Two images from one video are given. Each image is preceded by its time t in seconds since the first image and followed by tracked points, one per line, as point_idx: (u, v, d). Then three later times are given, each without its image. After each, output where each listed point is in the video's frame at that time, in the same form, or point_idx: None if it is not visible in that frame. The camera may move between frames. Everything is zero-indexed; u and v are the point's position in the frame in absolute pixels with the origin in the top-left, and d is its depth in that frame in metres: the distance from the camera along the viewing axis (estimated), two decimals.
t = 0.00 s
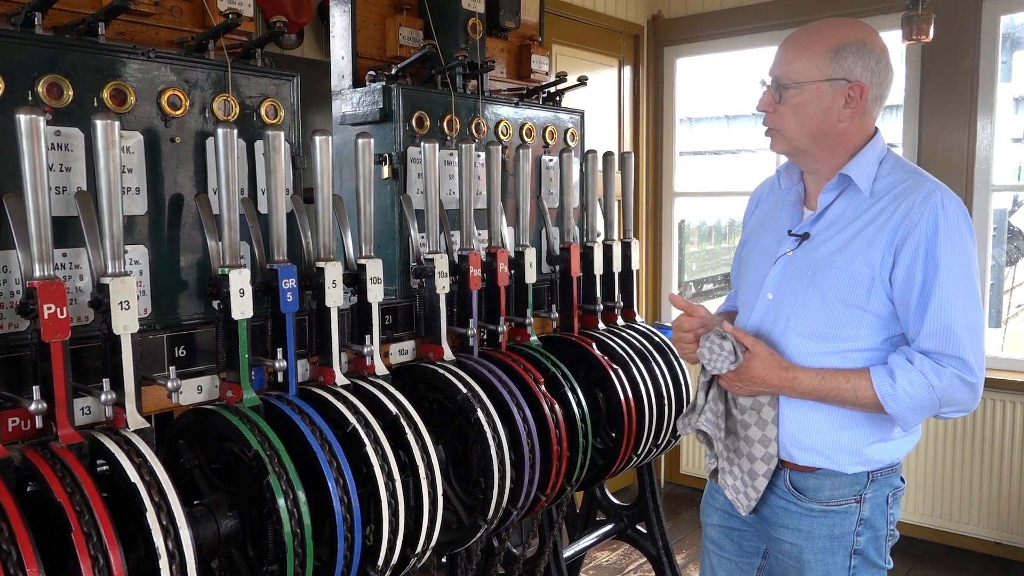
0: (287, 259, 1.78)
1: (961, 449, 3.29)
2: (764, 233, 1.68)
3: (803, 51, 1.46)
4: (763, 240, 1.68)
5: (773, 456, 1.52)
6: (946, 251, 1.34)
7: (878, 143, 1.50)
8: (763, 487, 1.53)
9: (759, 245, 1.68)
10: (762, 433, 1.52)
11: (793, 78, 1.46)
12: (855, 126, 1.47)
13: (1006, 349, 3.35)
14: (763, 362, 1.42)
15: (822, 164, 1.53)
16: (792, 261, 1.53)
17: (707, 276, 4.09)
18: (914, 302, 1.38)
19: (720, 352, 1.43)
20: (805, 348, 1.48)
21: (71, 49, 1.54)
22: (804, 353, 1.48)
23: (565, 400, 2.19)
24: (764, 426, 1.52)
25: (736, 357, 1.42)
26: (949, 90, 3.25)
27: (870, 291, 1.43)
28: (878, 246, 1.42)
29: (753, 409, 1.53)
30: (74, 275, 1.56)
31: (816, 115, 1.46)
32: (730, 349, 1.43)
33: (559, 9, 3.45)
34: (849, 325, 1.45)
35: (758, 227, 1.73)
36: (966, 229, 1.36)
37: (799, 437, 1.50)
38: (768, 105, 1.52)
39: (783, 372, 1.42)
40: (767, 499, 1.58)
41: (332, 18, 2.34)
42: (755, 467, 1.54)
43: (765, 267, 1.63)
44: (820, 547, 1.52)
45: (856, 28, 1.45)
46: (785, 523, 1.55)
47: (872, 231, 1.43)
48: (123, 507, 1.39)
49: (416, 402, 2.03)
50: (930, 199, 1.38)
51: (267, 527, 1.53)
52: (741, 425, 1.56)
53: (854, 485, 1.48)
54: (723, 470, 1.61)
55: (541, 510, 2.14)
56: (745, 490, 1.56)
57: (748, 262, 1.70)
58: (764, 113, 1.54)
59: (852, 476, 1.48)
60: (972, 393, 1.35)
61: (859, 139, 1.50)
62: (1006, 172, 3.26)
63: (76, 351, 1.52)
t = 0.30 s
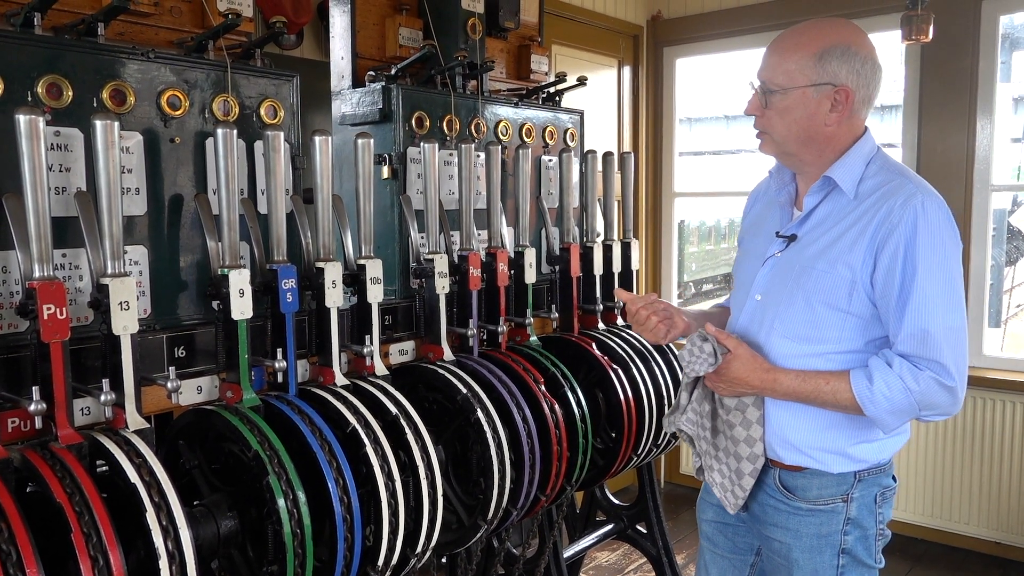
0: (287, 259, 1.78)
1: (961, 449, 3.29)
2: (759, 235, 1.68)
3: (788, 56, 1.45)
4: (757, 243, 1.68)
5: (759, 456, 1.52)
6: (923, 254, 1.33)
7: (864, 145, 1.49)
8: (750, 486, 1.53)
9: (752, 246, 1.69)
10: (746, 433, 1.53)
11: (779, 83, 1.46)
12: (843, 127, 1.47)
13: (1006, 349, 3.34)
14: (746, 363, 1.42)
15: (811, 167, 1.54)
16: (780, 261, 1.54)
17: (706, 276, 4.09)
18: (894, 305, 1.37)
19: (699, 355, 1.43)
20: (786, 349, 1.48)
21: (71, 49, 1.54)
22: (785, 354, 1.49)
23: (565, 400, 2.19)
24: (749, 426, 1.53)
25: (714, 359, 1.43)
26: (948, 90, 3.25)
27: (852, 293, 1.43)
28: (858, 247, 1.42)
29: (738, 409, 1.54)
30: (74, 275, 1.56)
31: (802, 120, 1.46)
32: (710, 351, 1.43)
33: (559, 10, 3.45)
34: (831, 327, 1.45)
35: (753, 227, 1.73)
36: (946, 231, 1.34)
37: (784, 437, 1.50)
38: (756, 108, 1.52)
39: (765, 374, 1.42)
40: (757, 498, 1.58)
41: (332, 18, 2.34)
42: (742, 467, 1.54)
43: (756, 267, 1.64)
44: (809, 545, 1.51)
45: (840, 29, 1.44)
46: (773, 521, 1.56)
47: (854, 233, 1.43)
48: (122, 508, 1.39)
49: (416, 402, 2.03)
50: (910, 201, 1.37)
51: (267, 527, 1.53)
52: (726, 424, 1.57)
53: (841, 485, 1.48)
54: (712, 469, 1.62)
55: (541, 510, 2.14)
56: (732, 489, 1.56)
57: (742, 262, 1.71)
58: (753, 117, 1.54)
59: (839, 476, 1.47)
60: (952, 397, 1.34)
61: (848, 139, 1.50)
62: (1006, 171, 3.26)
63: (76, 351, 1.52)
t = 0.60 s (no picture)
0: (287, 258, 1.78)
1: (961, 447, 3.30)
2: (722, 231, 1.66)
3: (755, 58, 1.45)
4: (721, 239, 1.66)
5: (731, 451, 1.52)
6: (899, 252, 1.35)
7: (832, 145, 1.50)
8: (722, 481, 1.52)
9: (717, 243, 1.67)
10: (721, 428, 1.52)
11: (746, 84, 1.46)
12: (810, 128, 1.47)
13: (1006, 349, 3.33)
14: (723, 359, 1.39)
15: (781, 166, 1.53)
16: (751, 258, 1.53)
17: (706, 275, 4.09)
18: (868, 301, 1.38)
19: (681, 352, 1.40)
20: (763, 344, 1.47)
21: (71, 49, 1.54)
22: (761, 349, 1.48)
23: (566, 399, 2.19)
24: (722, 421, 1.52)
25: (697, 355, 1.40)
26: (949, 90, 3.24)
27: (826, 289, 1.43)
28: (832, 245, 1.42)
29: (713, 404, 1.53)
30: (74, 275, 1.56)
31: (768, 122, 1.46)
32: (691, 347, 1.41)
33: (559, 9, 3.45)
34: (804, 323, 1.45)
35: (716, 224, 1.71)
36: (918, 230, 1.36)
37: (757, 433, 1.49)
38: (723, 109, 1.51)
39: (742, 369, 1.39)
40: (727, 494, 1.58)
41: (332, 17, 2.34)
42: (714, 461, 1.53)
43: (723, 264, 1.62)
44: (781, 539, 1.50)
45: (807, 31, 1.44)
46: (745, 517, 1.54)
47: (828, 230, 1.43)
48: (123, 507, 1.39)
49: (416, 401, 2.03)
50: (884, 201, 1.38)
51: (268, 527, 1.53)
52: (700, 420, 1.56)
53: (810, 477, 1.48)
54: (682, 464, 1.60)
55: (542, 509, 2.14)
56: (704, 484, 1.55)
57: (706, 258, 1.69)
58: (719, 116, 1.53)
59: (809, 468, 1.48)
60: (923, 389, 1.36)
61: (814, 142, 1.50)
62: (1006, 171, 3.26)
63: (76, 351, 1.52)
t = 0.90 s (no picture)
0: (287, 257, 1.78)
1: (960, 447, 3.30)
2: (681, 225, 1.65)
3: (726, 57, 1.47)
4: (681, 237, 1.64)
5: (700, 444, 1.50)
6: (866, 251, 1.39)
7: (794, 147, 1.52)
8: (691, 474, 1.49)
9: (677, 240, 1.64)
10: (692, 421, 1.50)
11: (717, 80, 1.47)
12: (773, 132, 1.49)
13: (1006, 348, 3.32)
14: (701, 353, 1.39)
15: (744, 163, 1.53)
16: (718, 257, 1.52)
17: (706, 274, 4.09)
18: (835, 298, 1.41)
19: (663, 345, 1.38)
20: (736, 339, 1.48)
21: (71, 48, 1.53)
22: (737, 345, 1.48)
23: (566, 398, 2.19)
24: (692, 414, 1.50)
25: (679, 349, 1.38)
26: (950, 89, 3.24)
27: (794, 286, 1.45)
28: (799, 243, 1.44)
29: (684, 398, 1.50)
30: (75, 274, 1.56)
31: (735, 119, 1.47)
32: (672, 342, 1.39)
33: (559, 8, 3.45)
34: (772, 319, 1.46)
35: (671, 222, 1.68)
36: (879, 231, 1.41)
37: (727, 424, 1.49)
38: (692, 104, 1.51)
39: (717, 363, 1.40)
40: (697, 487, 1.56)
41: (333, 17, 2.34)
42: (682, 455, 1.50)
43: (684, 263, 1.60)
44: (754, 527, 1.51)
45: (777, 35, 1.47)
46: (717, 508, 1.53)
47: (796, 230, 1.45)
48: (123, 506, 1.39)
49: (416, 400, 2.03)
50: (850, 201, 1.42)
51: (269, 525, 1.53)
52: (669, 413, 1.53)
53: (779, 464, 1.50)
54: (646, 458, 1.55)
55: (542, 508, 2.15)
56: (671, 477, 1.51)
57: (664, 254, 1.66)
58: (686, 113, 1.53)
59: (777, 456, 1.50)
60: (882, 380, 1.41)
61: (776, 144, 1.52)
62: (1006, 171, 3.26)
63: (76, 350, 1.52)
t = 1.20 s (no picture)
0: (287, 256, 1.78)
1: (959, 447, 3.30)
2: (655, 219, 1.64)
3: (703, 69, 1.47)
4: (657, 238, 1.62)
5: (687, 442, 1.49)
6: (844, 253, 1.42)
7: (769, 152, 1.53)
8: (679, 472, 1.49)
9: (654, 241, 1.62)
10: (679, 421, 1.49)
11: (696, 93, 1.47)
12: (751, 141, 1.51)
13: (1006, 348, 3.31)
14: (690, 355, 1.40)
15: (719, 172, 1.54)
16: (699, 259, 1.52)
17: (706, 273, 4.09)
18: (814, 299, 1.44)
19: (656, 349, 1.39)
20: (721, 339, 1.48)
21: (71, 46, 1.53)
22: (723, 345, 1.49)
23: (566, 397, 2.19)
24: (680, 414, 1.49)
25: (672, 352, 1.39)
26: (949, 90, 3.25)
27: (776, 287, 1.46)
28: (780, 245, 1.46)
29: (671, 398, 1.50)
30: (75, 272, 1.56)
31: (715, 131, 1.48)
32: (664, 345, 1.39)
33: (560, 7, 3.45)
34: (754, 319, 1.48)
35: (645, 222, 1.66)
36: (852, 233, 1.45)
37: (711, 422, 1.50)
38: (669, 116, 1.51)
39: (705, 363, 1.41)
40: (680, 484, 1.56)
41: (333, 16, 2.33)
42: (670, 454, 1.50)
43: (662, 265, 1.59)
44: (736, 520, 1.52)
45: (750, 46, 1.49)
46: (700, 502, 1.53)
47: (776, 233, 1.46)
48: (122, 504, 1.39)
49: (416, 400, 2.03)
50: (827, 205, 1.45)
51: (268, 525, 1.53)
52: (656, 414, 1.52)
53: (760, 457, 1.51)
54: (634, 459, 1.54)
55: (541, 507, 2.15)
56: (660, 477, 1.50)
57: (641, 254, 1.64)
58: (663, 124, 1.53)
59: (759, 449, 1.51)
60: (858, 375, 1.45)
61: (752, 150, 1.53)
62: (1006, 171, 3.26)
63: (76, 349, 1.52)
